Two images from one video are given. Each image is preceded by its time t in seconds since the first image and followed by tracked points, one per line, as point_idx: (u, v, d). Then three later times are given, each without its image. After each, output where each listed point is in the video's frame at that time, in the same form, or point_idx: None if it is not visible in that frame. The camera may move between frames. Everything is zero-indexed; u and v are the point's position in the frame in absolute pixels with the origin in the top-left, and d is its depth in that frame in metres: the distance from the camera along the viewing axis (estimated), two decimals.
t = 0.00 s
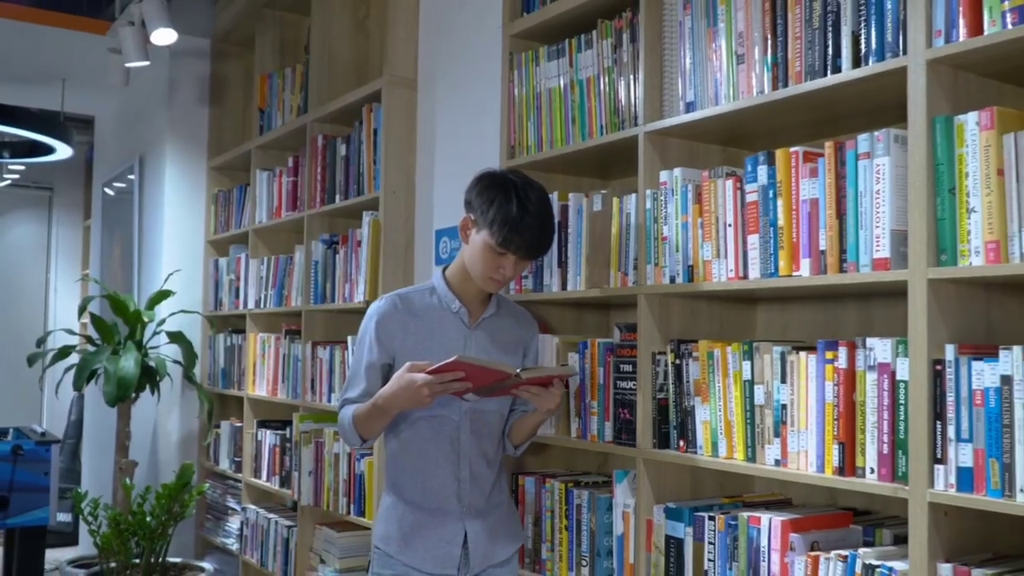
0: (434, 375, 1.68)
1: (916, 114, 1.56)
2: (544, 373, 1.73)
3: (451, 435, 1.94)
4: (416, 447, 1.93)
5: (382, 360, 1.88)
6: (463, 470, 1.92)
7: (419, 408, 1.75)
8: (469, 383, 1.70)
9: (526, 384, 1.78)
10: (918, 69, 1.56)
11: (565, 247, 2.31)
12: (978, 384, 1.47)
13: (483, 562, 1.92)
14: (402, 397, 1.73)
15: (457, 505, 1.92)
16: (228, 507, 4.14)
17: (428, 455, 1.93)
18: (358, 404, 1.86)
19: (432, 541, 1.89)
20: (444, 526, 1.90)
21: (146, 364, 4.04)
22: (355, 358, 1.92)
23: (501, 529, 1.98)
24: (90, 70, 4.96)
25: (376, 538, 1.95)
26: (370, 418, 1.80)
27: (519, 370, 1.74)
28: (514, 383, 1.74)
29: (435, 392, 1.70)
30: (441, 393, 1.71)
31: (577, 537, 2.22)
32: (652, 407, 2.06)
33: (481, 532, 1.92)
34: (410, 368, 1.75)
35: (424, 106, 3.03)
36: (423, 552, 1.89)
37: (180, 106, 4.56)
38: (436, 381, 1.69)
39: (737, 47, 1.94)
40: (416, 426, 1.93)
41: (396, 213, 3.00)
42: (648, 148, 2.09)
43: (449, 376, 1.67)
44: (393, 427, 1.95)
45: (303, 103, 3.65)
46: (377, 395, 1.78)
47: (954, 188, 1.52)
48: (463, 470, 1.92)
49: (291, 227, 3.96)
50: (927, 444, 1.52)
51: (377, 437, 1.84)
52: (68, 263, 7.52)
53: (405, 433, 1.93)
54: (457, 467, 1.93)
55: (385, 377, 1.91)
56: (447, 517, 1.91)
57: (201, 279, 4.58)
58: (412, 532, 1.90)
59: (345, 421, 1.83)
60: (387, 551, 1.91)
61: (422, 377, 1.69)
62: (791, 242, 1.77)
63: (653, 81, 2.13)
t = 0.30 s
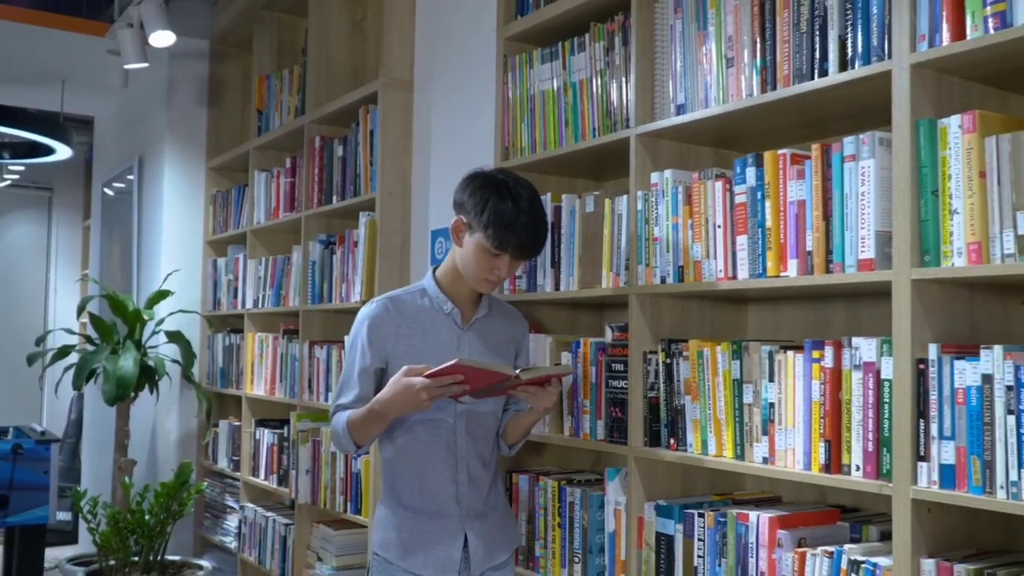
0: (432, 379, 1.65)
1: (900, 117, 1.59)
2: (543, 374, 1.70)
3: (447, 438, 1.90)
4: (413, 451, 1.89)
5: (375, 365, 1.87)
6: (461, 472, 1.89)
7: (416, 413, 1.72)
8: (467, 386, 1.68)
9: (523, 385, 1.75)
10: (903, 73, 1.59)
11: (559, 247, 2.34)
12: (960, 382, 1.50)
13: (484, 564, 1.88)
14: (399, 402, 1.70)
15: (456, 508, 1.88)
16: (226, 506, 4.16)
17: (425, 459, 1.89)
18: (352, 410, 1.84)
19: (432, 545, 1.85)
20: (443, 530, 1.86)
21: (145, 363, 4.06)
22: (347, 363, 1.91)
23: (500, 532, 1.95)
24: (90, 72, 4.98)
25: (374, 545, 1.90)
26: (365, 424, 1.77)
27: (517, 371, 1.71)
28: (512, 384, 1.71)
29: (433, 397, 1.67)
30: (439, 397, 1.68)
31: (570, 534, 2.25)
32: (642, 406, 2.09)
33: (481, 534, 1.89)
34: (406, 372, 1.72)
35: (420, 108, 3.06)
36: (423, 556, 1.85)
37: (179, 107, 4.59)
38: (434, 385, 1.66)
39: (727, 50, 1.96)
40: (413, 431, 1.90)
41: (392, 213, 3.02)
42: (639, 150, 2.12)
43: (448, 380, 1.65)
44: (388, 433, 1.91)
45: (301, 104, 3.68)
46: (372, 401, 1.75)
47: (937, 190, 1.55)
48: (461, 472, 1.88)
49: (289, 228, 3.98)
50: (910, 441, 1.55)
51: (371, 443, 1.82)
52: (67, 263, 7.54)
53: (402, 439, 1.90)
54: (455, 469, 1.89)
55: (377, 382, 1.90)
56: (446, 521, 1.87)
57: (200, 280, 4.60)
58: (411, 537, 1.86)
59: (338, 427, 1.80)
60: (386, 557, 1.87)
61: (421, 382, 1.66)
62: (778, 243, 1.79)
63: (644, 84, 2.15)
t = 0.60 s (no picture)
0: (418, 380, 1.63)
1: (876, 120, 1.62)
2: (531, 369, 1.70)
3: (434, 439, 1.87)
4: (401, 455, 1.86)
5: (357, 368, 1.83)
6: (451, 473, 1.86)
7: (403, 415, 1.69)
8: (454, 386, 1.66)
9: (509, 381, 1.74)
10: (879, 77, 1.62)
11: (547, 247, 2.38)
12: (934, 379, 1.53)
13: (476, 566, 1.86)
14: (385, 404, 1.67)
15: (448, 510, 1.85)
16: (222, 503, 4.20)
17: (414, 462, 1.86)
18: (334, 415, 1.79)
19: (424, 549, 1.82)
20: (436, 533, 1.83)
21: (142, 362, 4.09)
22: (327, 368, 1.86)
23: (490, 532, 1.93)
24: (88, 74, 5.02)
25: (364, 550, 1.86)
26: (348, 429, 1.73)
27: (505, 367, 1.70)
28: (499, 381, 1.71)
29: (421, 398, 1.65)
30: (426, 397, 1.66)
31: (558, 530, 2.28)
32: (629, 403, 2.13)
33: (472, 535, 1.87)
34: (391, 375, 1.69)
35: (413, 110, 3.09)
36: (415, 560, 1.82)
37: (176, 109, 4.63)
38: (421, 386, 1.64)
39: (711, 54, 2.00)
40: (399, 435, 1.87)
41: (385, 214, 3.06)
42: (626, 151, 2.15)
43: (435, 380, 1.63)
44: (373, 438, 1.88)
45: (296, 106, 3.72)
46: (357, 404, 1.71)
47: (912, 192, 1.58)
48: (450, 473, 1.86)
49: (284, 228, 4.02)
50: (886, 437, 1.58)
51: (354, 448, 1.78)
52: (66, 263, 7.57)
53: (387, 444, 1.87)
54: (444, 470, 1.86)
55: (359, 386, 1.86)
56: (438, 523, 1.84)
57: (197, 279, 4.63)
58: (403, 541, 1.83)
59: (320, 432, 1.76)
60: (378, 563, 1.83)
61: (408, 383, 1.64)
62: (760, 243, 1.83)
63: (631, 87, 2.19)
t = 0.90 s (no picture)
0: (400, 379, 1.66)
1: (850, 122, 1.66)
2: (511, 364, 1.75)
3: (418, 438, 1.90)
4: (386, 455, 1.89)
5: (337, 368, 1.85)
6: (435, 470, 1.89)
7: (385, 413, 1.71)
8: (435, 383, 1.69)
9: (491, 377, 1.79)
10: (854, 80, 1.66)
11: (536, 246, 2.42)
12: (905, 375, 1.57)
13: (461, 560, 1.90)
14: (366, 404, 1.70)
15: (433, 507, 1.88)
16: (219, 500, 4.24)
17: (399, 461, 1.88)
18: (315, 415, 1.81)
19: (410, 547, 1.85)
20: (422, 530, 1.86)
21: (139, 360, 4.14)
22: (308, 368, 1.88)
23: (475, 527, 1.96)
24: (87, 74, 5.07)
25: (350, 549, 1.90)
26: (330, 429, 1.75)
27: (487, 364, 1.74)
28: (481, 378, 1.75)
29: (403, 396, 1.68)
30: (408, 396, 1.69)
31: (546, 524, 2.33)
32: (614, 399, 2.17)
33: (457, 531, 1.90)
34: (372, 374, 1.72)
35: (406, 112, 3.13)
36: (402, 557, 1.85)
37: (173, 110, 4.67)
38: (403, 385, 1.67)
39: (694, 57, 2.04)
40: (383, 435, 1.90)
41: (379, 214, 3.10)
42: (611, 152, 2.19)
43: (417, 379, 1.66)
44: (357, 439, 1.91)
45: (292, 106, 3.77)
46: (338, 404, 1.73)
47: (886, 193, 1.63)
48: (434, 470, 1.89)
49: (280, 227, 4.06)
50: (860, 432, 1.63)
51: (336, 448, 1.80)
52: (65, 262, 7.61)
53: (370, 446, 1.90)
54: (429, 468, 1.90)
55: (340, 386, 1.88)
56: (424, 520, 1.87)
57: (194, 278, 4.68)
58: (389, 540, 1.85)
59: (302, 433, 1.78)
60: (365, 561, 1.86)
61: (390, 382, 1.67)
62: (740, 243, 1.87)
63: (617, 89, 2.23)
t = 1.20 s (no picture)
0: (382, 382, 1.70)
1: (825, 126, 1.71)
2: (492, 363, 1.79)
3: (402, 437, 1.93)
4: (370, 456, 1.92)
5: (317, 372, 1.89)
6: (419, 468, 1.93)
7: (368, 416, 1.75)
8: (417, 384, 1.73)
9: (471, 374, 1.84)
10: (828, 86, 1.71)
11: (524, 247, 2.46)
12: (877, 373, 1.62)
13: (447, 554, 1.94)
14: (350, 407, 1.73)
15: (419, 504, 1.92)
16: (216, 498, 4.28)
17: (383, 460, 1.92)
18: (297, 419, 1.84)
19: (397, 544, 1.89)
20: (409, 528, 1.90)
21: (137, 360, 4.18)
22: (288, 373, 1.91)
23: (462, 523, 1.99)
24: (85, 77, 5.11)
25: (338, 548, 1.94)
26: (313, 433, 1.78)
27: (469, 363, 1.78)
28: (462, 376, 1.79)
29: (385, 399, 1.72)
30: (391, 398, 1.73)
31: (534, 519, 2.37)
32: (600, 396, 2.21)
33: (443, 527, 1.94)
34: (353, 377, 1.76)
35: (399, 114, 3.18)
36: (389, 555, 1.89)
37: (171, 112, 4.71)
38: (385, 388, 1.71)
39: (676, 63, 2.08)
40: (367, 438, 1.93)
41: (372, 215, 3.15)
42: (597, 155, 2.24)
43: (398, 381, 1.70)
44: (341, 443, 1.94)
45: (287, 109, 3.81)
46: (321, 408, 1.76)
47: (859, 195, 1.67)
48: (418, 468, 1.92)
49: (276, 228, 4.11)
50: (834, 428, 1.67)
51: (319, 451, 1.83)
52: (64, 262, 7.66)
53: (355, 449, 1.92)
54: (412, 465, 1.93)
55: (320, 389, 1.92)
56: (411, 517, 1.91)
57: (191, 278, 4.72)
58: (376, 538, 1.89)
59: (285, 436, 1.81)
60: (353, 559, 1.90)
61: (372, 385, 1.71)
62: (720, 244, 1.92)
63: (602, 94, 2.27)
